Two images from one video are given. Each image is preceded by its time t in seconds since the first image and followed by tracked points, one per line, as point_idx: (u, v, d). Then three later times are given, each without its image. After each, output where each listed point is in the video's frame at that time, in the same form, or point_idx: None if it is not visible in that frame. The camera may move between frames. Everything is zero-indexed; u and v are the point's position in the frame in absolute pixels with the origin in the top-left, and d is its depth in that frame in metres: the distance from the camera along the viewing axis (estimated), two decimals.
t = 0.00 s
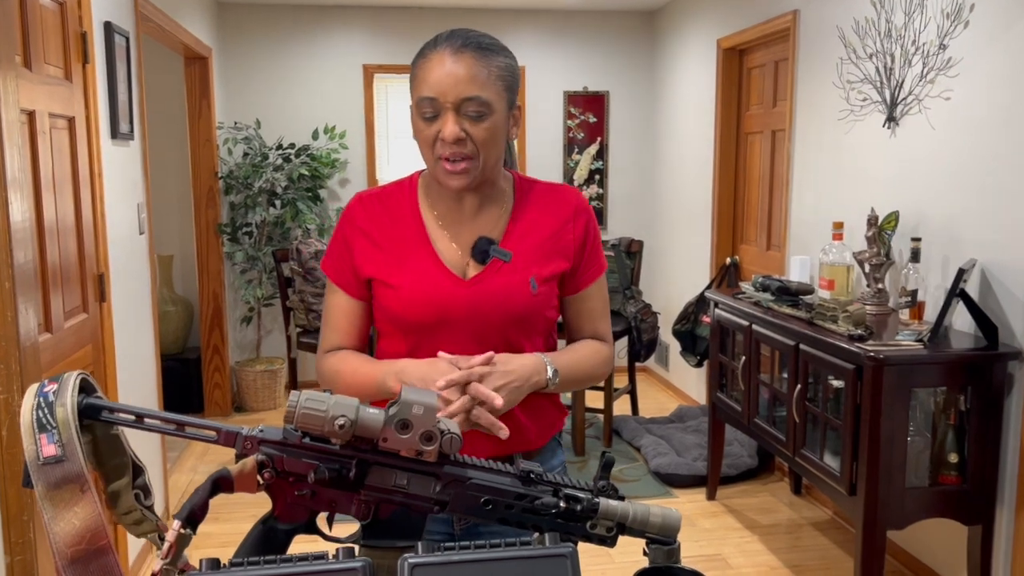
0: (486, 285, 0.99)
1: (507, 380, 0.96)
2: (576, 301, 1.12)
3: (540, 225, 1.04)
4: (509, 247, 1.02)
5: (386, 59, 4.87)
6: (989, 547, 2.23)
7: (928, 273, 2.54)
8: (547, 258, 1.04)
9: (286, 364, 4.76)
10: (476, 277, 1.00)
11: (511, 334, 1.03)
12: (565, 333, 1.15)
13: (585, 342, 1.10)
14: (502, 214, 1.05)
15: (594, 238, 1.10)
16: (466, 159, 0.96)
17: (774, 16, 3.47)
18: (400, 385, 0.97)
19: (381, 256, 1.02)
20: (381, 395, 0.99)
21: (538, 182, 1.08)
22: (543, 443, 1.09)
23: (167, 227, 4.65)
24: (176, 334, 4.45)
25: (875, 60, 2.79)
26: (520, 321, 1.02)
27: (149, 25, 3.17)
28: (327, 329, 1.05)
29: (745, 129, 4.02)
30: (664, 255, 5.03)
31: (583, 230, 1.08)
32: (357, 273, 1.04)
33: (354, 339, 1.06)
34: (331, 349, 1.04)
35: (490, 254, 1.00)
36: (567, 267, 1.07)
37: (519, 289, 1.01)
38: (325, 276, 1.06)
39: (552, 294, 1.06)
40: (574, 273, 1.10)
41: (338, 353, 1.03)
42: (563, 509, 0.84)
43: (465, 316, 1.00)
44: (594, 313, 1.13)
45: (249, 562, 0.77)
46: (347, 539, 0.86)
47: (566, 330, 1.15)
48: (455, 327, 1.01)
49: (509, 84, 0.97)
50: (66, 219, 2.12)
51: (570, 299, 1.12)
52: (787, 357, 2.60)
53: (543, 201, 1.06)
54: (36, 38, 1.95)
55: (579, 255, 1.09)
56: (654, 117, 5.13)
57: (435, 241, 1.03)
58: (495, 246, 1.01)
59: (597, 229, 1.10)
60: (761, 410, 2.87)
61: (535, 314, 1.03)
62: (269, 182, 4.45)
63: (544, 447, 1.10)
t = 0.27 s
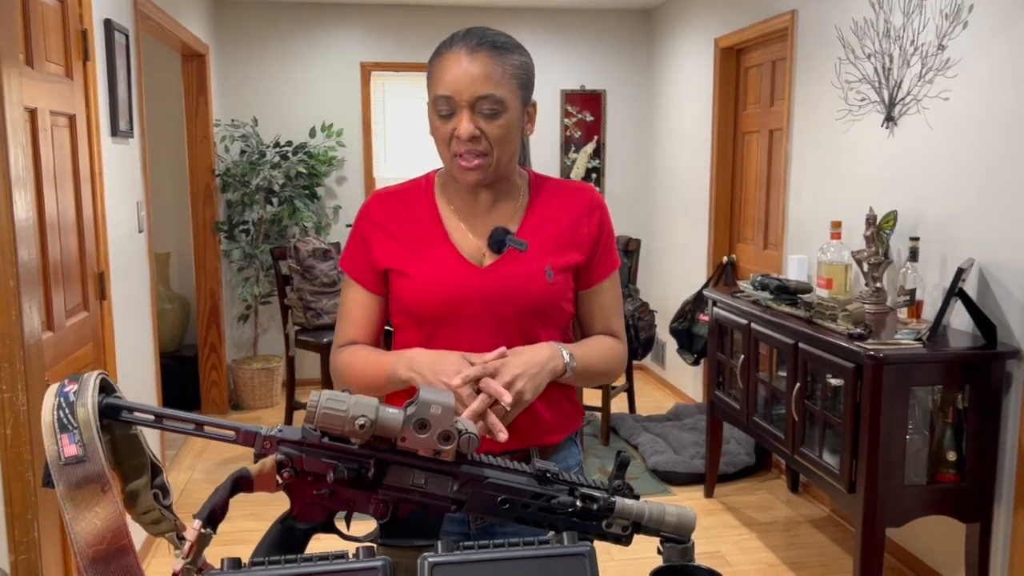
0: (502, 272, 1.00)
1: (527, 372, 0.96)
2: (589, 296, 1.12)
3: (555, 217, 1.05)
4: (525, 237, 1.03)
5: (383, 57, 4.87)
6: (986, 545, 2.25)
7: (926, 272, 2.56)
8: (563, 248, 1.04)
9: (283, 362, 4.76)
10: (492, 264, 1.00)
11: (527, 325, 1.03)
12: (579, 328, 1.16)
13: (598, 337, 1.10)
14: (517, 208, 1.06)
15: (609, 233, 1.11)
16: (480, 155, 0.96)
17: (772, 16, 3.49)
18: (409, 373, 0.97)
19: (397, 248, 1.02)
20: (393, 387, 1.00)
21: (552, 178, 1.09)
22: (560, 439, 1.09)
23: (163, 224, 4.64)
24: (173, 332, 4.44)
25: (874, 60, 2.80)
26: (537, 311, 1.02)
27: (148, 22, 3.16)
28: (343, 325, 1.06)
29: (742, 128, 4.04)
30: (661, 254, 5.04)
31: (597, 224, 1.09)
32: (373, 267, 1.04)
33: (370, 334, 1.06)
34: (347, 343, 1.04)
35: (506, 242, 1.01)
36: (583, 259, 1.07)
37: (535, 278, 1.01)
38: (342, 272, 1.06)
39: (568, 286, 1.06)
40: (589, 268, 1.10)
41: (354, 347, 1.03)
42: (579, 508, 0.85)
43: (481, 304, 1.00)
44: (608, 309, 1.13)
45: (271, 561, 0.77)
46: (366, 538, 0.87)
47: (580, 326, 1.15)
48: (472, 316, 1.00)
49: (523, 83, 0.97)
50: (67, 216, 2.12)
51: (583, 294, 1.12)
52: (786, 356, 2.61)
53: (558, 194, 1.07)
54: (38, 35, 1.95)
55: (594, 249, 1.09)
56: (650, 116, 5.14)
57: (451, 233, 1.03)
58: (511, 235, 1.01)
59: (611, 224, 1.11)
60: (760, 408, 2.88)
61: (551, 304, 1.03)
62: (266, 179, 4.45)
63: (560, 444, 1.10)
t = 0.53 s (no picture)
0: (519, 261, 1.01)
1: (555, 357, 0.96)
2: (598, 288, 1.16)
3: (565, 208, 1.08)
4: (538, 227, 1.05)
5: (379, 54, 4.86)
6: (982, 539, 2.28)
7: (922, 269, 2.58)
8: (575, 237, 1.07)
9: (278, 359, 4.75)
10: (508, 253, 1.02)
11: (543, 312, 1.05)
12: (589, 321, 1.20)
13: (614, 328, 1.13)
14: (527, 201, 1.08)
15: (613, 225, 1.14)
16: (492, 152, 0.98)
17: (768, 15, 3.51)
18: (437, 358, 0.96)
19: (412, 241, 1.03)
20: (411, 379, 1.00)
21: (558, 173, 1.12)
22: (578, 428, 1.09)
23: (159, 221, 4.64)
24: (168, 329, 4.43)
25: (871, 60, 2.82)
26: (553, 298, 1.04)
27: (146, 18, 3.15)
28: (354, 322, 1.05)
29: (738, 127, 4.06)
30: (656, 251, 5.06)
31: (604, 215, 1.12)
32: (386, 262, 1.04)
33: (382, 331, 1.06)
34: (359, 341, 1.04)
35: (522, 231, 1.02)
36: (592, 249, 1.10)
37: (551, 265, 1.03)
38: (352, 271, 1.06)
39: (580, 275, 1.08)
40: (598, 259, 1.13)
41: (368, 344, 1.04)
42: (597, 500, 0.86)
43: (500, 292, 1.01)
44: (617, 299, 1.18)
45: (295, 553, 0.77)
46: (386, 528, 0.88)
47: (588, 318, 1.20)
48: (491, 304, 1.02)
49: (533, 80, 0.99)
50: (69, 213, 2.11)
51: (593, 288, 1.16)
52: (784, 352, 2.63)
53: (566, 187, 1.10)
54: (41, 31, 1.94)
55: (602, 240, 1.13)
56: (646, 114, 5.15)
57: (466, 224, 1.04)
58: (525, 225, 1.03)
59: (616, 216, 1.14)
60: (757, 405, 2.90)
61: (567, 291, 1.05)
62: (262, 176, 4.44)
63: (577, 434, 1.10)
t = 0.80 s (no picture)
0: (530, 259, 1.03)
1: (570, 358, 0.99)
2: (601, 286, 1.18)
3: (571, 208, 1.09)
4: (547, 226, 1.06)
5: (376, 52, 4.87)
6: (976, 534, 2.30)
7: (918, 267, 2.61)
8: (581, 236, 1.09)
9: (274, 357, 4.75)
10: (519, 251, 1.03)
11: (552, 310, 1.06)
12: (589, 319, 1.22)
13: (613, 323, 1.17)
14: (534, 201, 1.09)
15: (615, 225, 1.16)
16: (501, 149, 0.98)
17: (764, 14, 3.53)
18: (456, 357, 0.97)
19: (422, 239, 1.03)
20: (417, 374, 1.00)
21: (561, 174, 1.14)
22: (583, 423, 1.10)
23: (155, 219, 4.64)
24: (165, 327, 4.43)
25: (866, 60, 2.84)
26: (562, 294, 1.06)
27: (144, 16, 3.15)
28: (360, 321, 1.05)
29: (733, 126, 4.08)
30: (651, 250, 5.08)
31: (607, 215, 1.14)
32: (395, 260, 1.04)
33: (388, 329, 1.06)
34: (364, 340, 1.05)
35: (532, 230, 1.03)
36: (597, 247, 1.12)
37: (561, 262, 1.05)
38: (358, 270, 1.06)
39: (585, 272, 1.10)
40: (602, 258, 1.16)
41: (374, 343, 1.04)
42: (609, 494, 0.87)
43: (511, 290, 1.02)
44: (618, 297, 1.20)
45: (311, 545, 0.78)
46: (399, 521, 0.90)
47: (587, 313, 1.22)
48: (502, 300, 1.03)
49: (539, 79, 1.00)
50: (69, 211, 2.11)
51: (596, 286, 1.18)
52: (781, 350, 2.65)
53: (571, 188, 1.12)
54: (43, 29, 1.95)
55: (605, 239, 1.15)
56: (641, 113, 5.17)
57: (475, 223, 1.05)
58: (535, 224, 1.04)
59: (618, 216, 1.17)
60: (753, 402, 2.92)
61: (575, 288, 1.07)
62: (258, 174, 4.43)
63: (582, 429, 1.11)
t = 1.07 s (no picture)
0: (528, 262, 1.03)
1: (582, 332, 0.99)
2: (602, 288, 1.19)
3: (575, 210, 1.10)
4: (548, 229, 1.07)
5: (369, 50, 4.86)
6: (970, 531, 2.32)
7: (912, 266, 2.62)
8: (583, 241, 1.09)
9: (268, 355, 4.74)
10: (518, 254, 1.03)
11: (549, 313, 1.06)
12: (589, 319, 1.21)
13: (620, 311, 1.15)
14: (537, 201, 1.10)
15: (619, 228, 1.16)
16: (493, 143, 0.98)
17: (758, 14, 3.54)
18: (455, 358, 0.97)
19: (424, 234, 1.03)
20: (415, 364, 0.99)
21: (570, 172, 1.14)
22: (574, 422, 1.11)
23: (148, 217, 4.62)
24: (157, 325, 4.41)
25: (860, 59, 2.86)
26: (558, 301, 1.06)
27: (138, 12, 3.14)
28: (360, 306, 1.05)
29: (727, 125, 4.09)
30: (645, 248, 5.09)
31: (612, 218, 1.14)
32: (396, 252, 1.05)
33: (388, 317, 1.06)
34: (364, 325, 1.04)
35: (532, 233, 1.04)
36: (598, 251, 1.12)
37: (559, 268, 1.05)
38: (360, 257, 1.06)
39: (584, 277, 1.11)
40: (602, 262, 1.17)
41: (372, 328, 1.03)
42: (613, 490, 0.87)
43: (508, 292, 1.03)
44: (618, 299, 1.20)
45: (317, 542, 0.78)
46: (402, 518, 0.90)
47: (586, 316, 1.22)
48: (497, 303, 1.03)
49: (540, 75, 1.00)
50: (64, 208, 2.10)
51: (597, 287, 1.19)
52: (775, 348, 2.66)
53: (577, 188, 1.12)
54: (38, 25, 1.94)
55: (607, 243, 1.15)
56: (635, 112, 5.18)
57: (477, 221, 1.05)
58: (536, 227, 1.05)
59: (623, 220, 1.17)
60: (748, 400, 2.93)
61: (572, 294, 1.07)
62: (252, 172, 4.42)
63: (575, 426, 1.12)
